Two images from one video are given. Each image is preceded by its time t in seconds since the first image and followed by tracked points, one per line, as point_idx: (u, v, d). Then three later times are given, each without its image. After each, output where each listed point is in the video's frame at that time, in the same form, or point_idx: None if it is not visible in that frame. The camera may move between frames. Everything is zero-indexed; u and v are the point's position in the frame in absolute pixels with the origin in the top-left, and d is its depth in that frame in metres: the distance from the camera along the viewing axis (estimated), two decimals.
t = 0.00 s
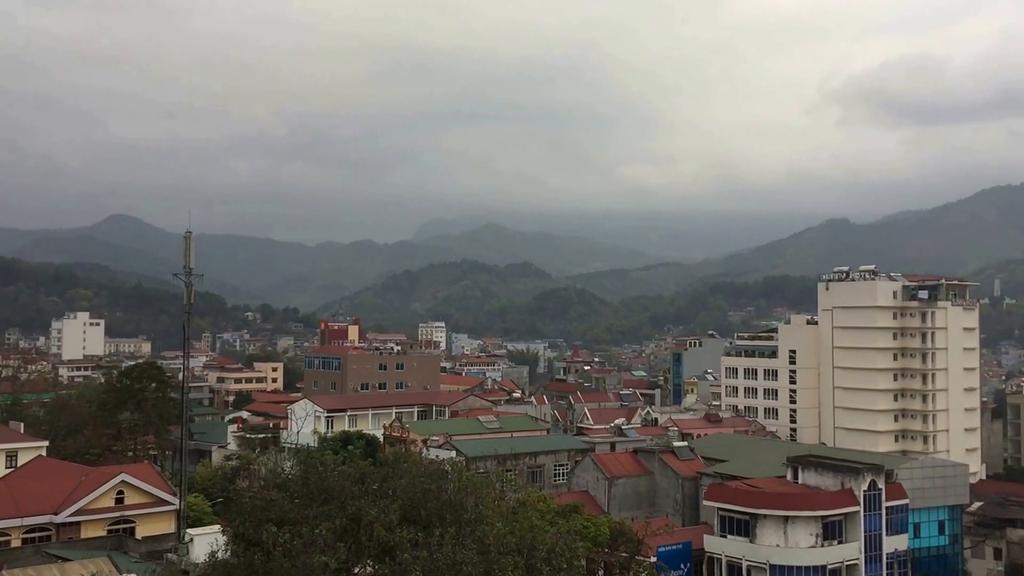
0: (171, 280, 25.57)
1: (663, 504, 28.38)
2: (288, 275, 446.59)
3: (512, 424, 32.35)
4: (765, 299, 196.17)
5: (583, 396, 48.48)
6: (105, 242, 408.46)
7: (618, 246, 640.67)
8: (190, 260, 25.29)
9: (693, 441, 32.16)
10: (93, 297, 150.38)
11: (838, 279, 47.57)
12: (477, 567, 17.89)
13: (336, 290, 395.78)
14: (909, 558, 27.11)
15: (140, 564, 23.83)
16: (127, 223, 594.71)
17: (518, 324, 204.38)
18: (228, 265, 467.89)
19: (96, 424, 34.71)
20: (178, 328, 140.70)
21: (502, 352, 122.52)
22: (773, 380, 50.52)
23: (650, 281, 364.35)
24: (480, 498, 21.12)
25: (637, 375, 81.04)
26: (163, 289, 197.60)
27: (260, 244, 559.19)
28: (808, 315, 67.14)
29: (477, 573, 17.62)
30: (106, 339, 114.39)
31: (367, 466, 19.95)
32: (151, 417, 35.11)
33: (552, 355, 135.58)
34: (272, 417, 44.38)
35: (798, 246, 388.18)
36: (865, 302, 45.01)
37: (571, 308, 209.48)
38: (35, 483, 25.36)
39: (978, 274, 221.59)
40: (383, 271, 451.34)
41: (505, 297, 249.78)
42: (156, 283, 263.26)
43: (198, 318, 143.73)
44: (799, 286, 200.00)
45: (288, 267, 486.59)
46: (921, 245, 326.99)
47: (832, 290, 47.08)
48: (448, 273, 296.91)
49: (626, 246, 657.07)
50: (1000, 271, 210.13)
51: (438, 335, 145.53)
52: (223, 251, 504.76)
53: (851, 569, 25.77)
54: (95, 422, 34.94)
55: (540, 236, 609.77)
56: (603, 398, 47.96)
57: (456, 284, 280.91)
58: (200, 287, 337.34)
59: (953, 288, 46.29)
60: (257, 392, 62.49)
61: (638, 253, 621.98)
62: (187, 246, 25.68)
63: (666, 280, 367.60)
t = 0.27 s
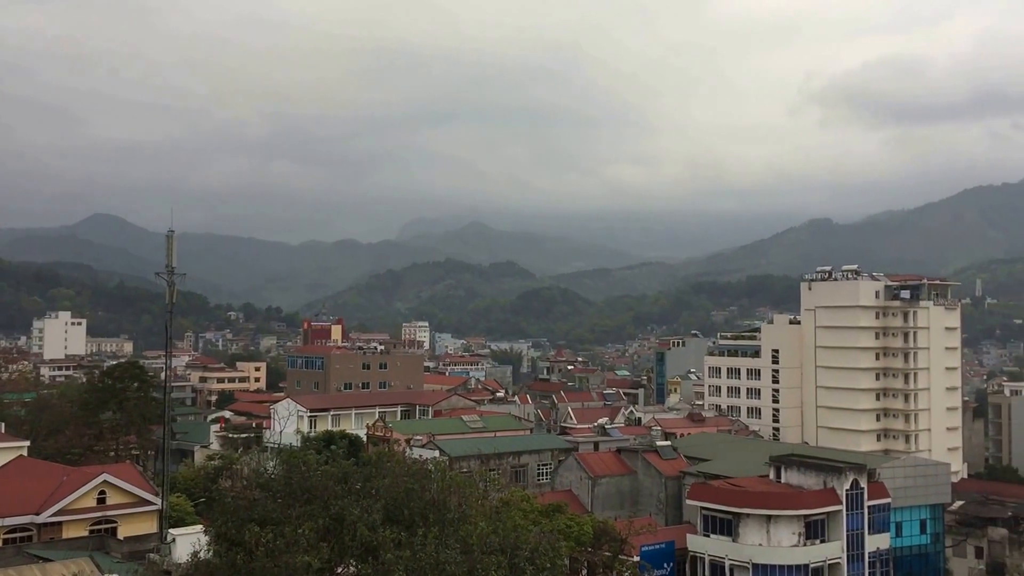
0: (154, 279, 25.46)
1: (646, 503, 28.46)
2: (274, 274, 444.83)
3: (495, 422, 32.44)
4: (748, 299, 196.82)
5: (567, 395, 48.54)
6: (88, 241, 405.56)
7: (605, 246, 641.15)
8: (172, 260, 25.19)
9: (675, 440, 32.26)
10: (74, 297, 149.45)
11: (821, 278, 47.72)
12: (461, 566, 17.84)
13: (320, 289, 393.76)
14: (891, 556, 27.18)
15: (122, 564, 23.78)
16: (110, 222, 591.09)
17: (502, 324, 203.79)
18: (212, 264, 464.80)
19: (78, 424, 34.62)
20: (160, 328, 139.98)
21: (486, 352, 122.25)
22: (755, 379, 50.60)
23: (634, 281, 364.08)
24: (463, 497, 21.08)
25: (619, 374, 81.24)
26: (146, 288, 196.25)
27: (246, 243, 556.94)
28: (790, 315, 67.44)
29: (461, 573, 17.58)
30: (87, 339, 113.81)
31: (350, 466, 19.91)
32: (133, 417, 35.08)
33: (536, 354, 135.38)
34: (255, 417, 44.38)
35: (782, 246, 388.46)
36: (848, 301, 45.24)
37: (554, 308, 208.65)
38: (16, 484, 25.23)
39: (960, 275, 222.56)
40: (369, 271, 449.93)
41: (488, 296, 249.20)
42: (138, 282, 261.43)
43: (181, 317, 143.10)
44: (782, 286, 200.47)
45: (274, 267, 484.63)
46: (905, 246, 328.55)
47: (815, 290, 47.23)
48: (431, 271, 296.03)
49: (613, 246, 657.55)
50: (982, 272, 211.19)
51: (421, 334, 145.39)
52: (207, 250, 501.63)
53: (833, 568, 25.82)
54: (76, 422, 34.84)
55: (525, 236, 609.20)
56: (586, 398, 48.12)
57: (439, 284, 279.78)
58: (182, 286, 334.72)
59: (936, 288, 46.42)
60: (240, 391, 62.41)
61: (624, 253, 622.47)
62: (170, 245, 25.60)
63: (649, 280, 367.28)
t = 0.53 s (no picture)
0: (136, 279, 25.27)
1: (631, 502, 28.52)
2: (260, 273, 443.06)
3: (480, 422, 32.56)
4: (734, 298, 197.40)
5: (551, 395, 48.65)
6: (70, 240, 402.55)
7: (592, 245, 641.63)
8: (155, 259, 25.02)
9: (659, 439, 32.38)
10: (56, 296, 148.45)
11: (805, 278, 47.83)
12: (444, 566, 17.81)
13: (305, 289, 392.00)
14: (873, 555, 27.28)
15: (105, 564, 23.75)
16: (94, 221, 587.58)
17: (485, 323, 203.25)
18: (196, 263, 462.13)
19: (60, 424, 34.56)
20: (142, 327, 139.34)
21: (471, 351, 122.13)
22: (740, 378, 50.70)
23: (618, 280, 363.52)
24: (448, 496, 21.04)
25: (604, 374, 81.46)
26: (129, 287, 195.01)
27: (233, 243, 554.83)
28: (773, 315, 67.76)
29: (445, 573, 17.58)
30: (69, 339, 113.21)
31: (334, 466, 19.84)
32: (116, 417, 35.08)
33: (520, 354, 135.30)
34: (239, 417, 44.32)
35: (767, 246, 389.06)
36: (832, 300, 45.39)
37: (538, 307, 208.16)
38: None
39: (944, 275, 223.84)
40: (355, 269, 448.72)
41: (472, 296, 248.68)
42: (121, 281, 259.87)
43: (163, 316, 142.44)
44: (766, 286, 201.15)
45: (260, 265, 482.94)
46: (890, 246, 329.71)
47: (799, 289, 47.25)
48: (415, 271, 294.98)
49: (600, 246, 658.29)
50: (965, 272, 212.50)
51: (406, 334, 145.19)
52: (192, 250, 498.85)
53: (817, 567, 25.91)
54: (59, 422, 34.77)
55: (512, 235, 608.91)
56: (571, 397, 48.26)
57: (424, 284, 278.90)
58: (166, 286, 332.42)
59: (918, 287, 46.70)
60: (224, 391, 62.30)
61: (611, 252, 623.08)
62: (152, 245, 25.42)
63: (633, 279, 366.66)
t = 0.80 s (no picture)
0: (120, 278, 24.99)
1: (616, 501, 28.61)
2: (246, 272, 441.46)
3: (466, 421, 32.68)
4: (719, 297, 198.01)
5: (537, 394, 48.80)
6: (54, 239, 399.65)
7: (579, 244, 642.18)
8: (139, 258, 24.68)
9: (644, 439, 32.51)
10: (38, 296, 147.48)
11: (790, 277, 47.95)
12: (430, 566, 17.80)
13: (291, 288, 390.35)
14: (858, 553, 27.40)
15: (89, 564, 23.70)
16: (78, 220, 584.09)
17: (471, 323, 203.28)
18: (180, 263, 459.50)
19: (44, 424, 34.47)
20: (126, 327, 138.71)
21: (456, 351, 122.00)
22: (725, 377, 50.82)
23: (604, 280, 364.00)
24: (433, 496, 21.02)
25: (589, 373, 81.66)
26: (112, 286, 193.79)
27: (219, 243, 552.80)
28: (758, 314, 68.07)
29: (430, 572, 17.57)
30: (52, 338, 112.63)
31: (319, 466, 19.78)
32: (99, 417, 35.05)
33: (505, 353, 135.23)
34: (224, 416, 44.26)
35: (751, 245, 389.77)
36: (817, 300, 45.52)
37: (523, 306, 207.81)
38: None
39: (928, 274, 225.01)
40: (342, 268, 447.77)
41: (457, 295, 248.63)
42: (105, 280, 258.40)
43: (147, 315, 141.81)
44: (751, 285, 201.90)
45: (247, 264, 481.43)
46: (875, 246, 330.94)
47: (784, 289, 47.37)
48: (400, 270, 294.51)
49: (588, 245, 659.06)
50: (948, 272, 213.79)
51: (391, 333, 145.05)
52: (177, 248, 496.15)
53: (802, 565, 25.97)
54: (42, 422, 34.67)
55: (499, 234, 608.92)
56: (556, 396, 48.42)
57: (409, 283, 278.12)
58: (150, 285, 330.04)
59: (903, 286, 46.85)
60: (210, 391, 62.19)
61: (598, 251, 623.96)
62: (137, 244, 25.08)
63: (618, 278, 367.28)
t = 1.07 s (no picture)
0: (105, 277, 24.74)
1: (602, 501, 28.70)
2: (233, 271, 439.94)
3: (452, 421, 32.79)
4: (706, 297, 198.64)
5: (524, 394, 48.90)
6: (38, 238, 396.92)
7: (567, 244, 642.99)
8: (124, 257, 24.46)
9: (630, 438, 32.65)
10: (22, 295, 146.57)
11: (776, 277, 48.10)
12: (416, 565, 17.76)
13: (277, 288, 388.96)
14: (843, 551, 27.52)
15: (74, 564, 23.61)
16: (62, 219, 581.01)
17: (457, 322, 203.20)
18: (167, 262, 457.52)
19: (28, 424, 34.33)
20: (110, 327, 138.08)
21: (441, 350, 121.96)
22: (711, 377, 50.92)
23: (590, 279, 364.20)
24: (419, 495, 20.97)
25: (575, 372, 81.92)
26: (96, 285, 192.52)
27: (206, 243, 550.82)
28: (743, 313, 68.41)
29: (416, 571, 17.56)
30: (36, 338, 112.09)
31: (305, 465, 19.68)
32: (84, 417, 35.00)
33: (490, 352, 135.15)
34: (210, 416, 44.16)
35: (737, 245, 390.69)
36: (802, 299, 45.64)
37: (508, 305, 207.67)
38: None
39: (912, 273, 226.44)
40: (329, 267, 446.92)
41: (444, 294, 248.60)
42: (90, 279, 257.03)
43: (132, 315, 141.25)
44: (736, 284, 202.76)
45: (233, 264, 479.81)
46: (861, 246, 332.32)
47: (770, 288, 47.50)
48: (386, 269, 294.03)
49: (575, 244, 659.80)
50: (932, 271, 215.20)
51: (377, 332, 144.96)
52: (161, 247, 493.39)
53: (787, 564, 26.05)
54: (26, 422, 34.53)
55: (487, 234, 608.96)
56: (542, 396, 48.56)
57: (395, 282, 277.54)
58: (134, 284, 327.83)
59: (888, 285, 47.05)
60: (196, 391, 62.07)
61: (586, 251, 624.89)
62: (121, 242, 24.86)
63: (605, 277, 367.75)
